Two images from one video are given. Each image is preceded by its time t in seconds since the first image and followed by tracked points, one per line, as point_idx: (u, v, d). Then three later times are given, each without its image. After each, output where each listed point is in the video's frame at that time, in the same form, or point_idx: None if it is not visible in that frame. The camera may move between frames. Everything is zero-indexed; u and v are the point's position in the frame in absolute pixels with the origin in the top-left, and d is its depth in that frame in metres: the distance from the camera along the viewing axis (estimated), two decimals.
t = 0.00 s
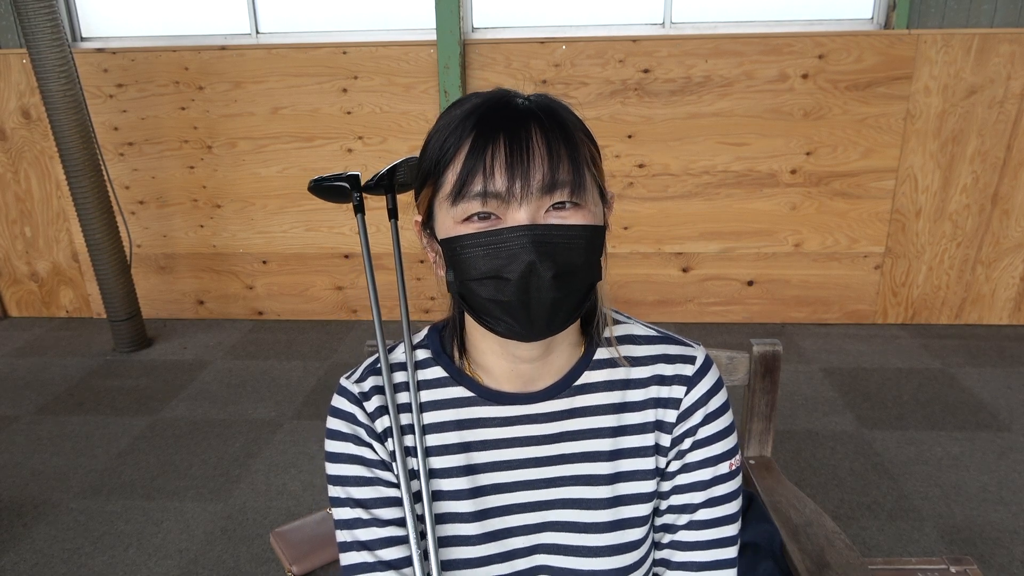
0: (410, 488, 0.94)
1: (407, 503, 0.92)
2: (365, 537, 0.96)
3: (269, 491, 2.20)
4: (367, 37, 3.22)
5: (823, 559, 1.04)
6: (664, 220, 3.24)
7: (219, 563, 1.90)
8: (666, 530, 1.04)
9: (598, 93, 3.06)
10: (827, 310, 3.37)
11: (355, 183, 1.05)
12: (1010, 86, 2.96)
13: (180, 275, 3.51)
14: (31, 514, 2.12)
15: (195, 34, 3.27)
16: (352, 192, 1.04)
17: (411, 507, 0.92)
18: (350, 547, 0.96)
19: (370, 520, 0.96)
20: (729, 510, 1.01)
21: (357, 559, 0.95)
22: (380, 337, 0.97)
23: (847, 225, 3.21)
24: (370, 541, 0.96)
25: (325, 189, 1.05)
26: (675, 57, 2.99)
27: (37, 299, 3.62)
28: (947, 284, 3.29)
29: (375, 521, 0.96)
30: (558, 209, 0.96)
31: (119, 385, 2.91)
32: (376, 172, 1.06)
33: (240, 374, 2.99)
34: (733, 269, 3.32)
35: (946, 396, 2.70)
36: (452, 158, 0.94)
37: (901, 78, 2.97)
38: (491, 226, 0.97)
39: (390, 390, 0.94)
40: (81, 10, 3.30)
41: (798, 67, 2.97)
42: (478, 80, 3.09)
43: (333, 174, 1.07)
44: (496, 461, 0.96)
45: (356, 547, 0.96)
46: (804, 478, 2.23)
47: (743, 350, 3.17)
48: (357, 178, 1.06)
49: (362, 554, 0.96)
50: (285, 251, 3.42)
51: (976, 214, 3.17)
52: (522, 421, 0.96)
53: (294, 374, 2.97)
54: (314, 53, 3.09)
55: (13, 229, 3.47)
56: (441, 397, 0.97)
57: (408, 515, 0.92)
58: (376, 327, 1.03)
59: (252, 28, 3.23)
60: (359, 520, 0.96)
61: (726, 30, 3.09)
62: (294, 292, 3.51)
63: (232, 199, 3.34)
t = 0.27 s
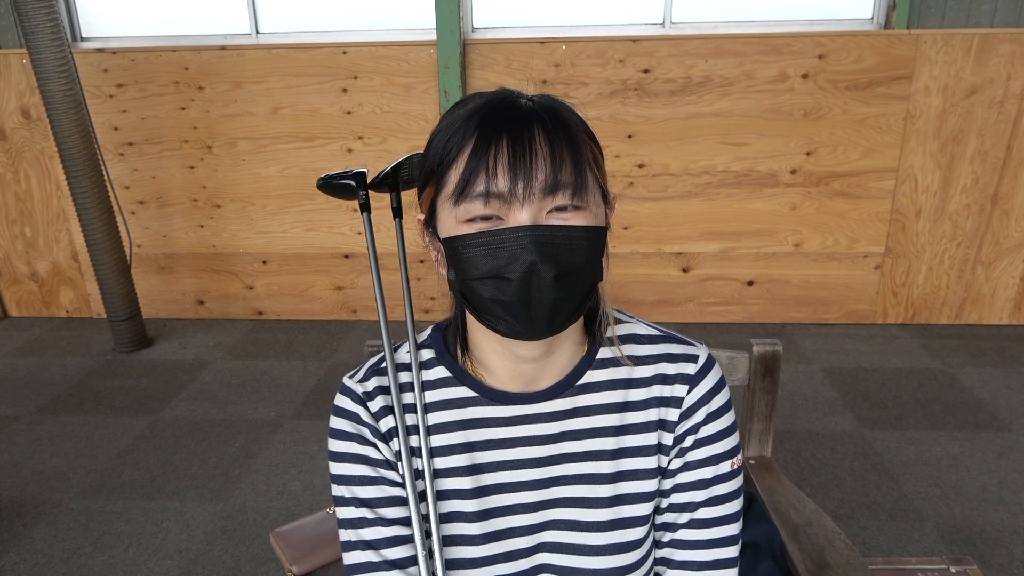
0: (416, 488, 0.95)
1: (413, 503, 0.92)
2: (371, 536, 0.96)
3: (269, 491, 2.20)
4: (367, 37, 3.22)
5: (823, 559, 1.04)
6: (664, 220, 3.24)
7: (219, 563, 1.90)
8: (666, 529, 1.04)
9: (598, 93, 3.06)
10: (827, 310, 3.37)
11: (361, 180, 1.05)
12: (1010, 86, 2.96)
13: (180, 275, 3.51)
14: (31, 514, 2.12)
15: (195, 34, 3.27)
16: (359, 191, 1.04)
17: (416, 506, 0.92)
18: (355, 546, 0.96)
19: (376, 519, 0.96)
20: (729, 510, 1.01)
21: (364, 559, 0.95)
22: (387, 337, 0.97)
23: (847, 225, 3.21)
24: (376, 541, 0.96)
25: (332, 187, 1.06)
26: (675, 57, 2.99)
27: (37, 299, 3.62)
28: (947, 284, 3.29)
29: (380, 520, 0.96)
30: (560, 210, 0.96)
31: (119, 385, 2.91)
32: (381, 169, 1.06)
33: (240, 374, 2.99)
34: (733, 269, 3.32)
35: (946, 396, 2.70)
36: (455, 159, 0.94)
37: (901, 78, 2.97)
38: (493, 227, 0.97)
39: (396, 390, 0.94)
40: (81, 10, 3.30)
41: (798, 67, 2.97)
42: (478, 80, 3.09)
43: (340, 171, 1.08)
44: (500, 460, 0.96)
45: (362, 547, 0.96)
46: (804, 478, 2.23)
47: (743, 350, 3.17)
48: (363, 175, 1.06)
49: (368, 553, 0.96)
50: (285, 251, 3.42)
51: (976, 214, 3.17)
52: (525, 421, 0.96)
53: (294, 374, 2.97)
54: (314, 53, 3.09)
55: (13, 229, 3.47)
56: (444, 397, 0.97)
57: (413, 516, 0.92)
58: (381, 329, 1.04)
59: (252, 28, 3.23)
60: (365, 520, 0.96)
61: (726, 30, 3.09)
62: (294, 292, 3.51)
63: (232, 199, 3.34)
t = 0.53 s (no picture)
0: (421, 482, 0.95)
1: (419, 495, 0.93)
2: (376, 527, 0.96)
3: (269, 491, 2.20)
4: (367, 37, 3.22)
5: (823, 559, 1.04)
6: (664, 220, 3.24)
7: (219, 563, 1.90)
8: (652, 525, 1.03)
9: (598, 92, 3.06)
10: (827, 310, 3.37)
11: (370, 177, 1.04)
12: (1010, 86, 2.96)
13: (180, 275, 3.51)
14: (31, 514, 2.12)
15: (195, 34, 3.27)
16: (367, 187, 1.03)
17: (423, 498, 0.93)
18: (360, 536, 0.96)
19: (381, 510, 0.96)
20: (718, 510, 0.98)
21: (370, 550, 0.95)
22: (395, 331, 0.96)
23: (847, 225, 3.21)
24: (382, 531, 0.96)
25: (339, 182, 1.06)
26: (675, 57, 2.99)
27: (37, 299, 3.62)
28: (947, 284, 3.29)
29: (386, 511, 0.96)
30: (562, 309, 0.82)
31: (119, 385, 2.91)
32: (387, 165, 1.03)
33: (239, 374, 2.99)
34: (733, 269, 3.32)
35: (946, 396, 2.70)
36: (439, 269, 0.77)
37: (901, 78, 2.97)
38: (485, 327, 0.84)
39: (404, 383, 0.94)
40: (81, 10, 3.30)
41: (798, 67, 2.97)
42: (478, 80, 3.09)
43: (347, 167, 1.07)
44: (503, 455, 0.97)
45: (368, 537, 0.96)
46: (804, 478, 2.23)
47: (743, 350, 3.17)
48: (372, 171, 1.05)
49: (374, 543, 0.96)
50: (285, 251, 3.42)
51: (976, 214, 3.17)
52: (528, 418, 0.96)
53: (294, 374, 2.97)
54: (313, 53, 3.09)
55: (13, 229, 3.47)
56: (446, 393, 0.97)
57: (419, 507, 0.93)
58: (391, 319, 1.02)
59: (252, 28, 3.23)
60: (370, 512, 0.96)
61: (726, 30, 3.09)
62: (294, 292, 3.51)
63: (232, 199, 3.34)
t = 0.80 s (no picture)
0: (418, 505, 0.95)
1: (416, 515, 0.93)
2: (373, 550, 0.96)
3: (269, 491, 2.20)
4: (367, 37, 3.22)
5: (823, 559, 1.04)
6: (664, 220, 3.24)
7: (219, 563, 1.90)
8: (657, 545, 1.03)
9: (598, 93, 3.06)
10: (827, 310, 3.37)
11: (355, 179, 1.03)
12: (1010, 86, 2.96)
13: (180, 275, 3.51)
14: (31, 514, 2.12)
15: (195, 34, 3.27)
16: (353, 189, 1.03)
17: (420, 519, 0.93)
18: (357, 559, 0.96)
19: (378, 533, 0.96)
20: (723, 533, 0.97)
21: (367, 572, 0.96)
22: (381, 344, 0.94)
23: (847, 225, 3.21)
24: (379, 554, 0.96)
25: (317, 180, 1.04)
26: (675, 57, 2.99)
27: (37, 299, 3.62)
28: (947, 284, 3.29)
29: (383, 534, 0.96)
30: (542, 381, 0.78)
31: (119, 385, 2.91)
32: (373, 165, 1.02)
33: (240, 374, 2.99)
34: (733, 269, 3.32)
35: (946, 396, 2.70)
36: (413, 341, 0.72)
37: (901, 78, 2.97)
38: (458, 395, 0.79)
39: (395, 402, 0.92)
40: (81, 10, 3.30)
41: (798, 67, 2.97)
42: (478, 80, 3.08)
43: (326, 166, 1.05)
44: (498, 477, 0.96)
45: (365, 560, 0.96)
46: (804, 478, 2.23)
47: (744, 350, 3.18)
48: (355, 172, 1.03)
49: (371, 566, 0.96)
50: (285, 251, 3.42)
51: (976, 214, 3.17)
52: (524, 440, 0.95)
53: (294, 374, 2.97)
54: (313, 53, 3.09)
55: (13, 229, 3.47)
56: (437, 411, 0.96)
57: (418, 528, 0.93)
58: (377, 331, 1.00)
59: (252, 28, 3.23)
60: (367, 534, 0.96)
61: (726, 30, 3.09)
62: (294, 292, 3.50)
63: (232, 199, 3.34)
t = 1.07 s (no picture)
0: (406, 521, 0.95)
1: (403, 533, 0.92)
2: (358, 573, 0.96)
3: (269, 491, 2.20)
4: (366, 38, 3.22)
5: (823, 559, 1.04)
6: (664, 220, 3.24)
7: (219, 563, 1.90)
8: (658, 562, 1.03)
9: (598, 93, 3.06)
10: (827, 310, 3.37)
11: (332, 176, 1.03)
12: (1010, 86, 2.96)
13: (180, 275, 3.51)
14: (31, 514, 2.12)
15: (195, 35, 3.27)
16: (331, 186, 1.03)
17: (408, 537, 0.92)
18: None
19: (364, 554, 0.96)
20: (726, 547, 0.99)
21: None
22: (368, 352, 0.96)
23: (847, 225, 3.21)
24: None
25: (285, 176, 1.01)
26: (674, 57, 2.99)
27: (37, 299, 3.62)
28: (947, 284, 3.29)
29: (369, 556, 0.96)
30: (545, 245, 0.92)
31: (119, 385, 2.91)
32: (348, 162, 1.05)
33: (239, 374, 2.99)
34: (733, 269, 3.32)
35: (946, 396, 2.70)
36: (434, 178, 0.89)
37: (901, 78, 2.97)
38: (468, 257, 0.92)
39: (381, 415, 0.93)
40: (81, 10, 3.30)
41: (798, 67, 2.97)
42: (478, 80, 3.08)
43: (292, 159, 1.02)
44: (487, 490, 0.95)
45: None
46: (805, 478, 2.23)
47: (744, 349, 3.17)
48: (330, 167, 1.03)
49: None
50: (285, 251, 3.42)
51: (976, 214, 3.17)
52: (518, 451, 0.95)
53: (294, 375, 2.97)
54: (313, 53, 3.09)
55: (13, 229, 3.47)
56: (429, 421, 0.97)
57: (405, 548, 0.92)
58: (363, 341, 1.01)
59: (252, 28, 3.23)
60: (352, 555, 0.95)
61: (726, 30, 3.09)
62: (294, 292, 3.50)
63: (232, 199, 3.34)
